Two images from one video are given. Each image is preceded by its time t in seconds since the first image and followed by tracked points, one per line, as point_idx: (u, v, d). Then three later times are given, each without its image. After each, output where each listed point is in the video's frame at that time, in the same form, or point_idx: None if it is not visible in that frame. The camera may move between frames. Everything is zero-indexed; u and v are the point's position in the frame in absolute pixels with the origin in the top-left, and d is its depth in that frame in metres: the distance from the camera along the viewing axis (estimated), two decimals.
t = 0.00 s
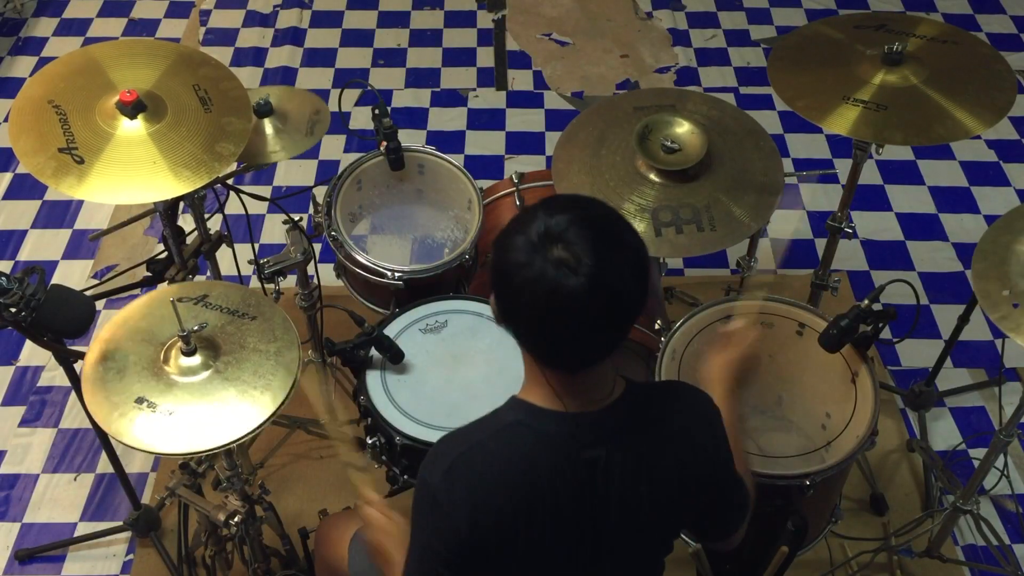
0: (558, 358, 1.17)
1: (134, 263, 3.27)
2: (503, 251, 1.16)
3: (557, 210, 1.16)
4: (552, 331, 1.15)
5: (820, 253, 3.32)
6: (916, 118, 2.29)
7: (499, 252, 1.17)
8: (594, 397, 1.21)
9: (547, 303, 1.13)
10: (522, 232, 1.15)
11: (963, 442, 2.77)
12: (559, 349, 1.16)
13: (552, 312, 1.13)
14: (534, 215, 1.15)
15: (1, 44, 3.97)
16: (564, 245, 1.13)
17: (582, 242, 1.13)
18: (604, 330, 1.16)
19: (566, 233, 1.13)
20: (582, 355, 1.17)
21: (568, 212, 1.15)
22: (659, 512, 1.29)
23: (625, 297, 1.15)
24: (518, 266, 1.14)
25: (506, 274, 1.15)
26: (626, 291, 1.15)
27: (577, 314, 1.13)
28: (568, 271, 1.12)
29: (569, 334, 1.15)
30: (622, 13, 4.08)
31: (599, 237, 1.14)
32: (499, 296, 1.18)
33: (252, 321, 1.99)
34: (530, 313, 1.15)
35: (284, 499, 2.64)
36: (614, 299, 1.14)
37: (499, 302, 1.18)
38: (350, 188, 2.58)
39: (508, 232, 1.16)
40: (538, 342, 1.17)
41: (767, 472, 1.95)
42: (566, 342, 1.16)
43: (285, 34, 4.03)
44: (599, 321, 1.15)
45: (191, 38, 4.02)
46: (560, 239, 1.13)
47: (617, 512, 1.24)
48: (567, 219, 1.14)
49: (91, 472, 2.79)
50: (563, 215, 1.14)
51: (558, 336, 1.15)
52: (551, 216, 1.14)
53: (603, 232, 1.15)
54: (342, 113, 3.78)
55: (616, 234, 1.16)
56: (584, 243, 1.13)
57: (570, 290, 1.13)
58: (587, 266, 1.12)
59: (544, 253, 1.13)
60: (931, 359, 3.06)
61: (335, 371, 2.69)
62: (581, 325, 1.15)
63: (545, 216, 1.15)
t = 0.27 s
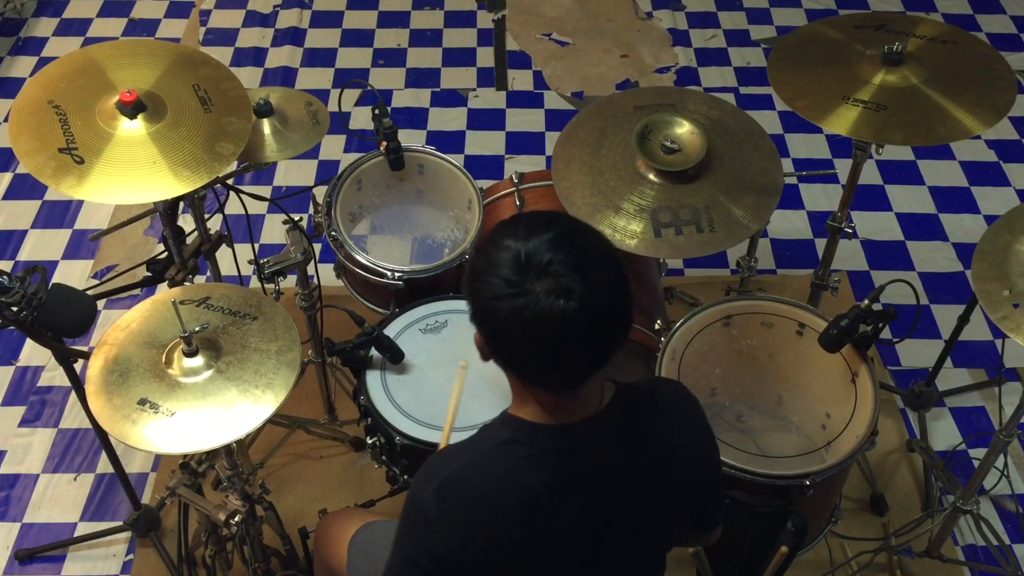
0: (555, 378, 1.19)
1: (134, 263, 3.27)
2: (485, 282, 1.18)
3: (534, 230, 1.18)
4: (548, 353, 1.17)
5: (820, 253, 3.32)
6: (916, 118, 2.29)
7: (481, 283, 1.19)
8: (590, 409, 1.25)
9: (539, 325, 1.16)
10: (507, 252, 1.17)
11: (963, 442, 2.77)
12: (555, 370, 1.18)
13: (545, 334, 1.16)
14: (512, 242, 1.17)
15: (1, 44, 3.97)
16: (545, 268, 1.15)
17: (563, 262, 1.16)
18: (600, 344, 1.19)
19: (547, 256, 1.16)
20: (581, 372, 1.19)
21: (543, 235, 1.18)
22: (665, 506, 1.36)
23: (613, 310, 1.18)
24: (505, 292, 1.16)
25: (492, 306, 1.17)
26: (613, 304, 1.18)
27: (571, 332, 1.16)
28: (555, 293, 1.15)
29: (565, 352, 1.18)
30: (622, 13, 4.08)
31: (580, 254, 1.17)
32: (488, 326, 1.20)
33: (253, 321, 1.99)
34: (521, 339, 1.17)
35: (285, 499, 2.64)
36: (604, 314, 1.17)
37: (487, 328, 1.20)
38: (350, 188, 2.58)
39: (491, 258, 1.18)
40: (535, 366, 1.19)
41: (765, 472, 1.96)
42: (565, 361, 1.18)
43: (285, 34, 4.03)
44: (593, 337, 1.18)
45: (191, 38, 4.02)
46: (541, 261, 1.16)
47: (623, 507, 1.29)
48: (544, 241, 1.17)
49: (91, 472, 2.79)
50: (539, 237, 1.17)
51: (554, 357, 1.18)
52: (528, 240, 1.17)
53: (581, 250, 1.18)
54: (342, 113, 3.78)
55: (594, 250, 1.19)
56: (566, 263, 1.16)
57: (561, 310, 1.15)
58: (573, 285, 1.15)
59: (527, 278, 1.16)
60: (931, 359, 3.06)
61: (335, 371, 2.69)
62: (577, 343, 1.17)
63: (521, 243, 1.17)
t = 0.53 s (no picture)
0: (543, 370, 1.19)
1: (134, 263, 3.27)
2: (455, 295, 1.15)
3: (494, 230, 1.16)
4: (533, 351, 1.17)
5: (819, 253, 3.32)
6: (916, 118, 2.29)
7: (451, 301, 1.16)
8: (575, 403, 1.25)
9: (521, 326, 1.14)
10: (471, 258, 1.15)
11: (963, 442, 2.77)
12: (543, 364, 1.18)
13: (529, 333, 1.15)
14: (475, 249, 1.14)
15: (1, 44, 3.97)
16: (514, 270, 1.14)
17: (531, 259, 1.15)
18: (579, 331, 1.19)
19: (516, 256, 1.14)
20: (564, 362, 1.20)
21: (502, 234, 1.16)
22: (662, 504, 1.40)
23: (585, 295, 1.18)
24: (481, 301, 1.14)
25: (471, 316, 1.15)
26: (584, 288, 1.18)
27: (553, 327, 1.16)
28: (530, 292, 1.14)
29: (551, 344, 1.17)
30: (622, 13, 4.08)
31: (545, 248, 1.16)
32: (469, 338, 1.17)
33: (253, 322, 1.99)
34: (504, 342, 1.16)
35: (285, 499, 2.64)
36: (578, 302, 1.17)
37: (463, 338, 1.18)
38: (350, 188, 2.58)
39: (454, 270, 1.15)
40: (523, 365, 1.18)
41: (764, 472, 1.96)
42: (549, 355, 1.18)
43: (285, 33, 4.03)
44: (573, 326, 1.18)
45: (191, 38, 4.02)
46: (508, 261, 1.14)
47: (620, 506, 1.33)
48: (507, 241, 1.15)
49: (91, 472, 2.79)
50: (501, 237, 1.15)
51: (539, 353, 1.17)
52: (489, 241, 1.15)
53: (545, 241, 1.17)
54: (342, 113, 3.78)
55: (556, 239, 1.18)
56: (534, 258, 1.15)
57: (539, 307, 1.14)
58: (544, 282, 1.14)
59: (499, 283, 1.14)
60: (931, 359, 3.06)
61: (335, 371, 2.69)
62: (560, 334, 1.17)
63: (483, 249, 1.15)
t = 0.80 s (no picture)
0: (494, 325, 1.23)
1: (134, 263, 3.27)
2: (400, 261, 1.21)
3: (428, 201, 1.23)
4: (481, 306, 1.21)
5: (819, 253, 3.33)
6: (916, 118, 2.29)
7: (399, 269, 1.21)
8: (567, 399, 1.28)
9: (466, 281, 1.20)
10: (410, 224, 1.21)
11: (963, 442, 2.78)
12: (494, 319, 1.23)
13: (475, 288, 1.20)
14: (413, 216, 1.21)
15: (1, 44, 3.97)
16: (452, 231, 1.20)
17: (467, 219, 1.22)
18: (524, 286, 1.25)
19: (452, 218, 1.21)
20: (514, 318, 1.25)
21: (436, 200, 1.23)
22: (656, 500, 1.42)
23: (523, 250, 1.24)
24: (429, 266, 1.20)
25: (416, 278, 1.20)
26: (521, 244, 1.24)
27: (498, 281, 1.21)
28: (471, 249, 1.20)
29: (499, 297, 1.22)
30: (622, 13, 4.08)
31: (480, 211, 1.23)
32: (419, 302, 1.22)
33: (253, 321, 1.99)
34: (453, 299, 1.20)
35: (285, 499, 2.64)
36: (517, 256, 1.23)
37: (418, 308, 1.23)
38: (350, 188, 2.58)
39: (398, 240, 1.21)
40: (475, 325, 1.22)
41: (765, 472, 1.96)
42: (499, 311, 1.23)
43: (285, 33, 4.03)
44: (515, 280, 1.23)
45: (191, 38, 4.02)
46: (446, 223, 1.21)
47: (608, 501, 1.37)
48: (442, 207, 1.22)
49: (91, 472, 2.79)
50: (436, 206, 1.22)
51: (487, 309, 1.22)
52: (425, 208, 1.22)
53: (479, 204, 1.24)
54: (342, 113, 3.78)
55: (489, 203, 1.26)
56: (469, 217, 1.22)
57: (480, 261, 1.20)
58: (482, 239, 1.21)
59: (440, 243, 1.20)
60: (931, 359, 3.06)
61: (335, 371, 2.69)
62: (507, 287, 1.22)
63: (420, 216, 1.22)
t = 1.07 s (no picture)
0: (471, 322, 1.29)
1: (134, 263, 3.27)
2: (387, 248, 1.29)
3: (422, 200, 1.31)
4: (459, 299, 1.27)
5: (819, 253, 3.32)
6: (916, 118, 2.29)
7: (388, 255, 1.28)
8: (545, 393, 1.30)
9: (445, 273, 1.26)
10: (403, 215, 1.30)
11: (963, 442, 2.77)
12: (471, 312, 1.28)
13: (453, 280, 1.26)
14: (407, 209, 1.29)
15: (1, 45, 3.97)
16: (441, 225, 1.28)
17: (456, 218, 1.29)
18: (505, 287, 1.30)
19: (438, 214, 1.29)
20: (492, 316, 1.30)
21: (431, 198, 1.31)
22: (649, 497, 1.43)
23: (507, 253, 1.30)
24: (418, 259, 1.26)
25: (400, 265, 1.27)
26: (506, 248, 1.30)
27: (476, 276, 1.27)
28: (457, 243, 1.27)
29: (477, 292, 1.28)
30: (622, 13, 4.08)
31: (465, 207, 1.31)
32: (401, 291, 1.29)
33: (253, 321, 1.99)
34: (432, 288, 1.27)
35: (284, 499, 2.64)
36: (501, 257, 1.29)
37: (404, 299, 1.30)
38: (350, 188, 2.58)
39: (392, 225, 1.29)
40: (451, 318, 1.28)
41: (765, 471, 1.96)
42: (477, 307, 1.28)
43: (285, 33, 4.03)
44: (498, 279, 1.29)
45: (191, 38, 4.02)
46: (436, 219, 1.29)
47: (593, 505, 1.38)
48: (435, 204, 1.30)
49: (91, 472, 2.79)
50: (428, 204, 1.30)
51: (465, 301, 1.28)
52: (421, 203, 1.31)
53: (472, 206, 1.31)
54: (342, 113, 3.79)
55: (485, 205, 1.33)
56: (458, 216, 1.29)
57: (461, 255, 1.26)
58: (467, 236, 1.28)
59: (427, 235, 1.28)
60: (931, 359, 3.06)
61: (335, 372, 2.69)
62: (488, 285, 1.28)
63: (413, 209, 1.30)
